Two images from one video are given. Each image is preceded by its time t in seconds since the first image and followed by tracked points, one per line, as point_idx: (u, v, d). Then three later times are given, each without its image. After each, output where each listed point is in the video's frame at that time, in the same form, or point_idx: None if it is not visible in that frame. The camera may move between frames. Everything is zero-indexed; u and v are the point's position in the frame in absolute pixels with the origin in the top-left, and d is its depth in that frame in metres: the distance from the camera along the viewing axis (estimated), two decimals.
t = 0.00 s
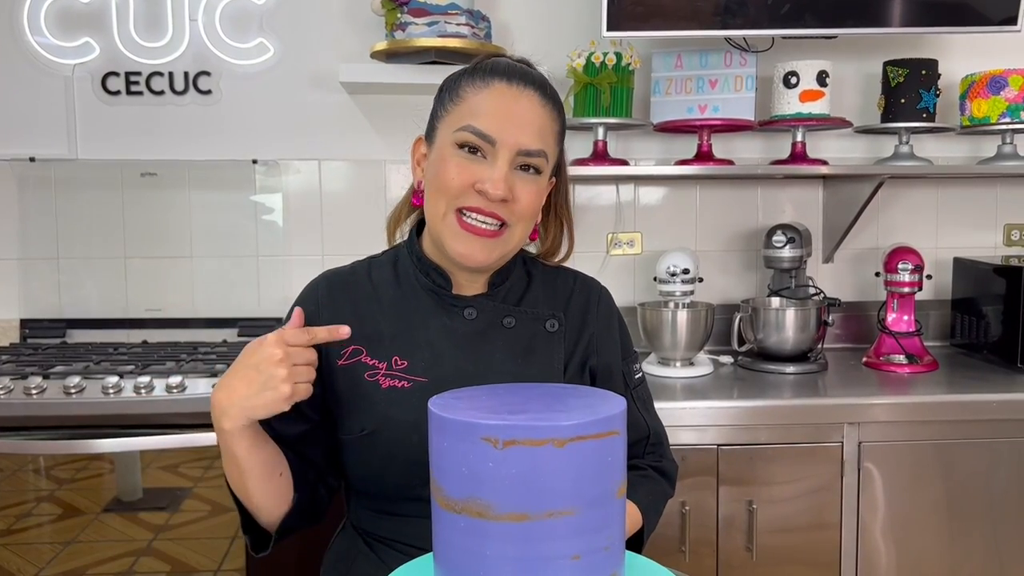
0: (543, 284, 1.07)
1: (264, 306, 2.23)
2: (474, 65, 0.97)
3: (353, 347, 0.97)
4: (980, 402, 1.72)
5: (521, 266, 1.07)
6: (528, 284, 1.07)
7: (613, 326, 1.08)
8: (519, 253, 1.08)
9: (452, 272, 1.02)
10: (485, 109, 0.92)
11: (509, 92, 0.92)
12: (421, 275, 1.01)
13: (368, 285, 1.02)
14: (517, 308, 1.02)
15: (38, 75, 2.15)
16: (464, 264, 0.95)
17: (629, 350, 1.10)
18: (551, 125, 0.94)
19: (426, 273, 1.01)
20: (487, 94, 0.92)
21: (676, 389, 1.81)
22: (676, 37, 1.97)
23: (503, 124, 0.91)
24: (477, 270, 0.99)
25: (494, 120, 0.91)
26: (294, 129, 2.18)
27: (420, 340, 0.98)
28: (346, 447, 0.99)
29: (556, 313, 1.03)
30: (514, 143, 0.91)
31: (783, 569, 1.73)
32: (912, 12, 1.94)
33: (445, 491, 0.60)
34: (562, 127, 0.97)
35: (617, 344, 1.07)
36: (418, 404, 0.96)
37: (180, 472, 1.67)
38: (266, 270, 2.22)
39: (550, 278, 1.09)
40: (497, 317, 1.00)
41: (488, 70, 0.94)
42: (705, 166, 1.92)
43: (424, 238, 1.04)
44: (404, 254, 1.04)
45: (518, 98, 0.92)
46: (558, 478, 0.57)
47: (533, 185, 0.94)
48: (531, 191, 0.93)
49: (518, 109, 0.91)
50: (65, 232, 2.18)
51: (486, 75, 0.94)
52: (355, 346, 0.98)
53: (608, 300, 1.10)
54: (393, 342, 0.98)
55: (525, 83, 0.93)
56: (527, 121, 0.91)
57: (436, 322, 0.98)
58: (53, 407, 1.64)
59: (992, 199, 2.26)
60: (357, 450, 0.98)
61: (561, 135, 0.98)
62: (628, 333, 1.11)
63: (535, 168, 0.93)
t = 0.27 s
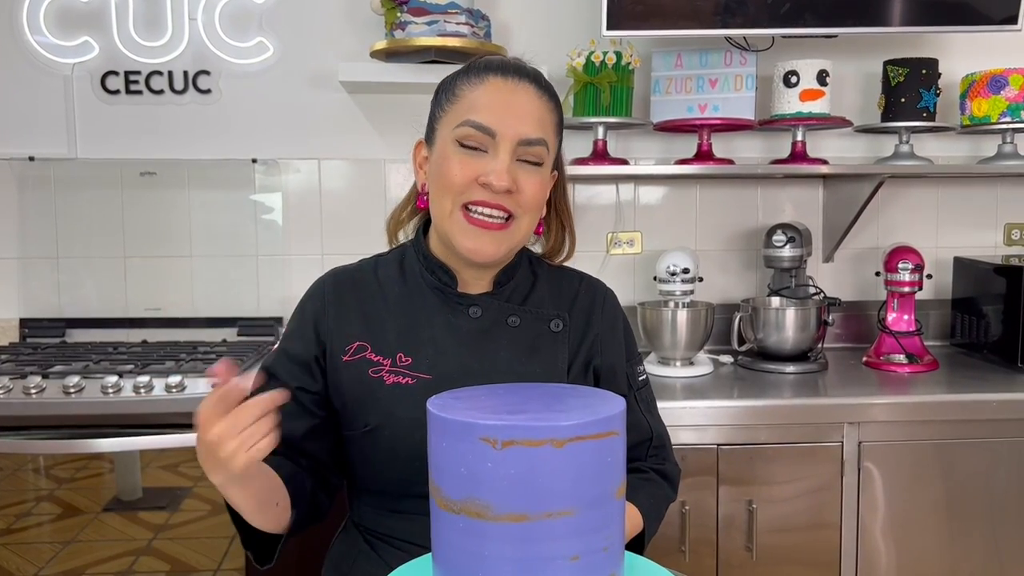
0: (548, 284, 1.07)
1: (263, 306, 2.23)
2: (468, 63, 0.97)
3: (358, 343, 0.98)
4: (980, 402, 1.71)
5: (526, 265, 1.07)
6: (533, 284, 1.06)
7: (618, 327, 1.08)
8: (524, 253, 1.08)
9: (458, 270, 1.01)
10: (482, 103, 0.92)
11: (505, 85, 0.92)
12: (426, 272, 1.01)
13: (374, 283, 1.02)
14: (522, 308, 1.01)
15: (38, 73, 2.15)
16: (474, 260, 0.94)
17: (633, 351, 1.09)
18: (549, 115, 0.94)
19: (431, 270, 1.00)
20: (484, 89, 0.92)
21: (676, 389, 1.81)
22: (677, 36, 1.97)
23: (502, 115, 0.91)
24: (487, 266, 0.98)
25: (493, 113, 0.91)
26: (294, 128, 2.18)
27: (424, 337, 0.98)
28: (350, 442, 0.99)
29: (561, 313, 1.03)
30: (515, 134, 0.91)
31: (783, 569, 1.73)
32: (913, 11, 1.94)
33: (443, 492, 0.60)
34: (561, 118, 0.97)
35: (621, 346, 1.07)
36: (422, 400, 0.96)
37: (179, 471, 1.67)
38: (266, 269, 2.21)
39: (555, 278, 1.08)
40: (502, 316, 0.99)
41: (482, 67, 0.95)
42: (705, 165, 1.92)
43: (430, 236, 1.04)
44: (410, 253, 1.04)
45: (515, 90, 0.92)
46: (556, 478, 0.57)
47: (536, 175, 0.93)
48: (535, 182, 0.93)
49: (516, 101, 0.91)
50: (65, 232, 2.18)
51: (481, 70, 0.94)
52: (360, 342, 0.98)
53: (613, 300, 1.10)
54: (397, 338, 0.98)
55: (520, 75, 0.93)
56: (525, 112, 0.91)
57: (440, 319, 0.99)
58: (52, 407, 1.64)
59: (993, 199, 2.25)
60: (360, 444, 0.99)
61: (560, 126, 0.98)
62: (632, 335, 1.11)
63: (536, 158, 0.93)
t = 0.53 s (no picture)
0: (553, 276, 1.07)
1: (264, 305, 2.23)
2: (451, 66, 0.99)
3: (363, 337, 0.98)
4: (981, 402, 1.71)
5: (530, 258, 1.07)
6: (537, 277, 1.06)
7: (624, 319, 1.07)
8: (528, 246, 1.08)
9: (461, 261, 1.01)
10: (473, 90, 0.93)
11: (490, 73, 0.94)
12: (431, 265, 1.01)
13: (379, 277, 1.02)
14: (527, 299, 1.02)
15: (39, 72, 2.15)
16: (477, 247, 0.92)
17: (639, 344, 1.09)
18: (536, 99, 0.95)
19: (436, 263, 1.01)
20: (471, 79, 0.94)
21: (677, 388, 1.81)
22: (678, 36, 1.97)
23: (492, 99, 0.92)
24: (491, 254, 0.96)
25: (482, 98, 0.92)
26: (295, 128, 2.18)
27: (430, 330, 0.98)
28: (352, 437, 0.99)
29: (567, 305, 1.03)
30: (506, 115, 0.91)
31: (784, 568, 1.73)
32: (914, 10, 1.94)
33: (446, 491, 0.60)
34: (549, 105, 0.99)
35: (627, 337, 1.07)
36: (428, 393, 0.96)
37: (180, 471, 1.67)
38: (267, 269, 2.21)
39: (560, 271, 1.08)
40: (508, 308, 1.00)
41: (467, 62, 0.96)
42: (706, 164, 1.92)
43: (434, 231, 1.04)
44: (415, 248, 1.05)
45: (501, 77, 0.93)
46: (560, 478, 0.57)
47: (531, 157, 0.93)
48: (530, 163, 0.93)
49: (503, 86, 0.93)
50: (66, 231, 2.18)
51: (465, 65, 0.96)
52: (365, 336, 0.98)
53: (619, 292, 1.09)
54: (402, 332, 0.98)
55: (505, 63, 0.95)
56: (514, 96, 0.93)
57: (446, 313, 0.99)
58: (53, 406, 1.64)
59: (994, 198, 2.25)
60: (366, 439, 0.98)
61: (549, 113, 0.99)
62: (638, 327, 1.11)
63: (529, 140, 0.94)
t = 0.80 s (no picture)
0: (553, 274, 1.07)
1: (266, 304, 2.23)
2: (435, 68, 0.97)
3: (364, 336, 0.98)
4: (983, 401, 1.72)
5: (530, 255, 1.07)
6: (537, 274, 1.06)
7: (625, 316, 1.07)
8: (528, 244, 1.08)
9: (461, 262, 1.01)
10: (459, 99, 0.91)
11: (474, 79, 0.92)
12: (431, 265, 1.00)
13: (379, 276, 1.03)
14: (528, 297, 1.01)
15: (40, 71, 2.15)
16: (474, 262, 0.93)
17: (639, 341, 1.09)
18: (524, 100, 0.93)
19: (436, 263, 1.00)
20: (456, 87, 0.92)
21: (678, 387, 1.81)
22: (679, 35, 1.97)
23: (478, 109, 0.90)
24: (488, 264, 0.97)
25: (468, 108, 0.90)
26: (296, 127, 2.18)
27: (430, 329, 0.98)
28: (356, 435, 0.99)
29: (567, 302, 1.03)
30: (493, 125, 0.90)
31: (786, 568, 1.73)
32: (915, 9, 1.94)
33: (451, 489, 0.60)
34: (537, 103, 0.97)
35: (628, 335, 1.07)
36: (429, 392, 0.96)
37: (181, 470, 1.67)
38: (268, 268, 2.21)
39: (560, 268, 1.08)
40: (508, 306, 1.00)
41: (450, 66, 0.94)
42: (708, 163, 1.92)
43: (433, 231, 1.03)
44: (415, 247, 1.05)
45: (486, 82, 0.91)
46: (564, 476, 0.57)
47: (522, 163, 0.93)
48: (522, 169, 0.92)
49: (489, 92, 0.91)
50: (67, 230, 2.18)
51: (449, 69, 0.94)
52: (366, 335, 0.98)
53: (619, 289, 1.09)
54: (403, 331, 0.98)
55: (490, 65, 0.93)
56: (500, 103, 0.91)
57: (446, 311, 0.99)
58: (54, 405, 1.64)
59: (995, 197, 2.25)
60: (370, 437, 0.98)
61: (538, 111, 0.97)
62: (638, 323, 1.11)
63: (519, 146, 0.92)
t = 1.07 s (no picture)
0: (555, 274, 1.07)
1: (267, 304, 2.23)
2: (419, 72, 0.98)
3: (367, 340, 0.98)
4: (984, 400, 1.72)
5: (532, 256, 1.07)
6: (540, 274, 1.06)
7: (628, 315, 1.07)
8: (530, 245, 1.08)
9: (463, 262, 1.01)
10: (447, 93, 0.91)
11: (459, 73, 0.93)
12: (434, 267, 1.01)
13: (382, 279, 1.03)
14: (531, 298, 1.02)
15: (41, 71, 2.15)
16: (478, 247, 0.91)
17: (644, 340, 1.09)
18: (509, 90, 0.94)
19: (438, 265, 1.01)
20: (442, 82, 0.92)
21: (680, 387, 1.81)
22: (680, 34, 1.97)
23: (465, 99, 0.91)
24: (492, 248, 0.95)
25: (456, 99, 0.91)
26: (297, 126, 2.18)
27: (433, 332, 0.98)
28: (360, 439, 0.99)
29: (571, 303, 1.03)
30: (482, 113, 0.90)
31: (787, 567, 1.73)
32: (916, 9, 1.94)
33: (455, 488, 0.60)
34: (524, 95, 0.97)
35: (632, 335, 1.07)
36: (433, 395, 0.96)
37: (181, 469, 1.67)
38: (269, 267, 2.21)
39: (562, 268, 1.08)
40: (511, 307, 1.00)
41: (433, 66, 0.95)
42: (709, 163, 1.92)
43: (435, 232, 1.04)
44: (417, 250, 1.05)
45: (471, 74, 0.92)
46: (568, 476, 0.57)
47: (515, 149, 0.92)
48: (516, 155, 0.92)
49: (474, 83, 0.92)
50: (69, 229, 2.18)
51: (433, 69, 0.95)
52: (368, 339, 0.98)
53: (622, 288, 1.09)
54: (405, 334, 0.98)
55: (473, 58, 0.94)
56: (487, 91, 0.91)
57: (450, 314, 0.99)
58: (55, 404, 1.64)
59: (996, 197, 2.26)
60: (374, 442, 0.99)
61: (525, 102, 0.97)
62: (642, 322, 1.10)
63: (511, 133, 0.92)
